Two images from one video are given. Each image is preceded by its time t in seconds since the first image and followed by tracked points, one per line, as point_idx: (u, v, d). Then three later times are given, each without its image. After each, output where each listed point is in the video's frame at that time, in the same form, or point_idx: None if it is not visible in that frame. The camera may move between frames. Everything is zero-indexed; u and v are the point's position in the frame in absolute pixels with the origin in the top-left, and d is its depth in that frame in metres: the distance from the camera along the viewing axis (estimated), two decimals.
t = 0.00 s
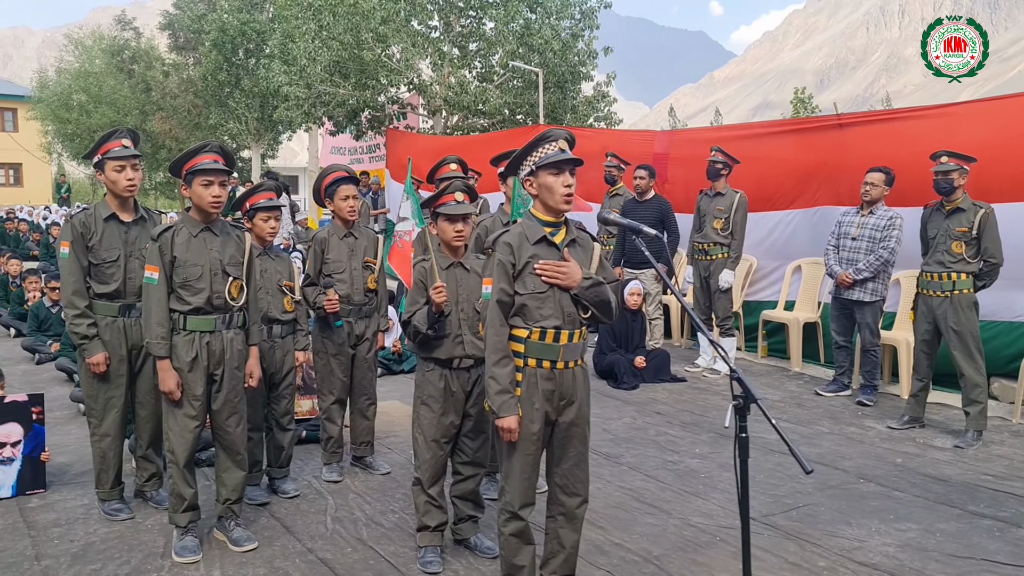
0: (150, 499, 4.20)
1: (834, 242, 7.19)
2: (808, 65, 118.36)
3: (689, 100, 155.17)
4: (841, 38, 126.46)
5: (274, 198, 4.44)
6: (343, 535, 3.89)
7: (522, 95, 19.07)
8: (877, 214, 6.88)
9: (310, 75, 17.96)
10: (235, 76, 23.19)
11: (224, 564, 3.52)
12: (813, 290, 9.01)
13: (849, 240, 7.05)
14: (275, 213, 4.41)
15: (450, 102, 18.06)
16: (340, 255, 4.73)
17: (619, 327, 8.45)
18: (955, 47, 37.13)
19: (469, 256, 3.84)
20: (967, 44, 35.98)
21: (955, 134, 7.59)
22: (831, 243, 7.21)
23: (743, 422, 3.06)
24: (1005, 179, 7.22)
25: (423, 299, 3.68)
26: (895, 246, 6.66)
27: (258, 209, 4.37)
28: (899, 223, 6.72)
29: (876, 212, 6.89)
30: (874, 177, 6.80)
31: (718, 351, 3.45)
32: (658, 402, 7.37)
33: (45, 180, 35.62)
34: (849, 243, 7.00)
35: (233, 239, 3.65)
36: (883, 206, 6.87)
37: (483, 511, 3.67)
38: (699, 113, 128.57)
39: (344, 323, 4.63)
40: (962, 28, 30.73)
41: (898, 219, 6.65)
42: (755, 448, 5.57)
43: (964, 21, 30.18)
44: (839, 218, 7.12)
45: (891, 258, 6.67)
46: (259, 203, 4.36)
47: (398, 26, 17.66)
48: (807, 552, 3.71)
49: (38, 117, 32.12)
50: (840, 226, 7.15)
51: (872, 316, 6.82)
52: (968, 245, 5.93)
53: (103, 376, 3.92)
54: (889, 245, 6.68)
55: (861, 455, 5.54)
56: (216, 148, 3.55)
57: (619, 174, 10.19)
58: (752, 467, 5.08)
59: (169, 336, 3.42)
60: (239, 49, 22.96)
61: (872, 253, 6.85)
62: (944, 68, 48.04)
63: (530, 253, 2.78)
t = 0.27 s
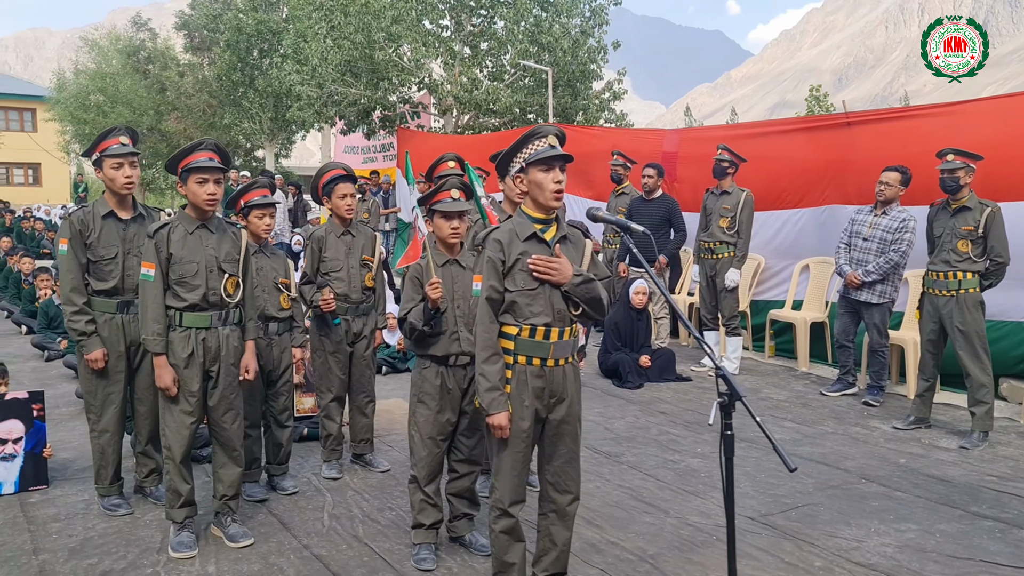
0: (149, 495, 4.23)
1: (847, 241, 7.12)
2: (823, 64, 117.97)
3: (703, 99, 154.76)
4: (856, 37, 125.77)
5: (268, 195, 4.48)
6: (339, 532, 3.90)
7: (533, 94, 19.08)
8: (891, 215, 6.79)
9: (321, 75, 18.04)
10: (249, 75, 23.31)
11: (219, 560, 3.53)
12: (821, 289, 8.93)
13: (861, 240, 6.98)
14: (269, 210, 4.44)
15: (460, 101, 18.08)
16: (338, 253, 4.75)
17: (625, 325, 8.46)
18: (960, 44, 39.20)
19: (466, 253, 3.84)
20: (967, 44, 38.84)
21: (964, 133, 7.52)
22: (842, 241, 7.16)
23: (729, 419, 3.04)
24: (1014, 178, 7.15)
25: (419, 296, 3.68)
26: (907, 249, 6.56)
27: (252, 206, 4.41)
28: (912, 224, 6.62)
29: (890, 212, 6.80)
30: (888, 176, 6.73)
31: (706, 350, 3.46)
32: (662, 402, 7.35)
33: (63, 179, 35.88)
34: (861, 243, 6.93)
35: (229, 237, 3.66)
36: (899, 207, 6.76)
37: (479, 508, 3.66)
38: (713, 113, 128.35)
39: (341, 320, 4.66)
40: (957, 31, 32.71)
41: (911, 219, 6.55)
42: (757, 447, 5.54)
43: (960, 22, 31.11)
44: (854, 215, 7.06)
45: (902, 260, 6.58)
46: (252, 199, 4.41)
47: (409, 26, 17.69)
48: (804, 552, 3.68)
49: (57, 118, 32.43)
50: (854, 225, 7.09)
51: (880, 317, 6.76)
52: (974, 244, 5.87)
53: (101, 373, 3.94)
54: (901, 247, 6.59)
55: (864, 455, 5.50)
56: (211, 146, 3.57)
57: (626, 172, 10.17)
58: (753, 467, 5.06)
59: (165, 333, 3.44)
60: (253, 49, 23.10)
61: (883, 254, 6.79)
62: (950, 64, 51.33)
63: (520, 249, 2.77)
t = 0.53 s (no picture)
0: (149, 494, 4.25)
1: (852, 243, 7.08)
2: (838, 65, 117.27)
3: (718, 100, 154.29)
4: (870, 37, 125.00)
5: (266, 195, 4.54)
6: (335, 533, 3.91)
7: (542, 94, 19.07)
8: (897, 217, 6.74)
9: (332, 76, 18.12)
10: (262, 76, 23.39)
11: (214, 559, 3.55)
12: (828, 291, 8.86)
13: (866, 242, 6.94)
14: (265, 211, 4.49)
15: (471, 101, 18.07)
16: (335, 255, 4.78)
17: (630, 329, 8.42)
18: (958, 45, 39.32)
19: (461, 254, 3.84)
20: (967, 43, 38.37)
21: (974, 133, 7.45)
22: (849, 243, 7.11)
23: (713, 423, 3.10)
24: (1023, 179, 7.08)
25: (413, 298, 3.71)
26: (913, 252, 6.52)
27: (249, 207, 4.46)
28: (919, 227, 6.58)
29: (896, 215, 6.75)
30: (895, 177, 6.68)
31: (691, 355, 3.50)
32: (666, 404, 7.32)
33: (81, 179, 36.06)
34: (866, 245, 6.89)
35: (225, 238, 3.68)
36: (905, 209, 6.71)
37: (474, 511, 3.66)
38: (726, 113, 127.93)
39: (339, 321, 4.68)
40: (963, 28, 32.62)
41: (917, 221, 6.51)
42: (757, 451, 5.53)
43: (964, 22, 31.15)
44: (860, 217, 7.01)
45: (908, 263, 6.54)
46: (249, 201, 4.45)
47: (420, 27, 17.71)
48: (799, 555, 3.67)
49: (73, 118, 32.65)
50: (860, 226, 7.04)
51: (885, 320, 6.72)
52: (978, 247, 5.83)
53: (99, 372, 3.97)
54: (907, 250, 6.54)
55: (866, 459, 5.47)
56: (209, 150, 3.58)
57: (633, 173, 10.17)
58: (753, 469, 5.03)
59: (161, 333, 3.47)
60: (266, 50, 23.22)
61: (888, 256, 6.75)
62: (945, 68, 53.59)
63: (509, 250, 2.77)
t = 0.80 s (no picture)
0: (152, 493, 4.27)
1: (854, 244, 7.04)
2: (853, 65, 116.57)
3: (731, 101, 153.73)
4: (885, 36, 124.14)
5: (270, 198, 4.51)
6: (335, 533, 3.93)
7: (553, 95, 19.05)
8: (898, 217, 6.72)
9: (344, 77, 18.22)
10: (275, 76, 23.47)
11: (214, 559, 3.57)
12: (836, 293, 8.80)
13: (869, 244, 6.90)
14: (269, 211, 4.51)
15: (481, 102, 18.07)
16: (337, 256, 4.81)
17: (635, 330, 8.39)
18: (959, 43, 39.04)
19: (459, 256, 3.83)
20: (969, 43, 38.39)
21: (984, 133, 7.39)
22: (851, 245, 7.08)
23: (702, 426, 3.10)
24: None
25: (412, 301, 3.73)
26: (915, 252, 6.49)
27: (253, 209, 4.48)
28: (920, 226, 6.55)
29: (897, 215, 6.72)
30: (894, 178, 6.67)
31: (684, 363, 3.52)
32: (671, 405, 7.30)
33: (97, 180, 36.27)
34: (869, 246, 6.85)
35: (225, 239, 3.70)
36: (905, 209, 6.69)
37: (473, 512, 3.66)
38: (739, 114, 127.42)
39: (340, 323, 4.71)
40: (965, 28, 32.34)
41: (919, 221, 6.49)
42: (761, 453, 5.51)
43: (969, 23, 31.28)
44: (859, 219, 6.97)
45: (911, 263, 6.50)
46: (254, 202, 4.46)
47: (431, 28, 17.74)
48: (799, 559, 3.66)
49: (90, 119, 32.90)
50: (860, 229, 7.01)
51: (891, 321, 6.67)
52: (986, 248, 5.78)
53: (103, 372, 4.00)
54: (909, 250, 6.51)
55: (871, 462, 5.43)
56: (210, 151, 3.64)
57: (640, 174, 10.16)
58: (757, 472, 5.02)
59: (161, 334, 3.50)
60: (280, 51, 23.32)
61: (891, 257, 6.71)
62: (948, 67, 52.38)
63: (504, 251, 2.77)
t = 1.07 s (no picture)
0: (158, 494, 4.30)
1: (851, 247, 7.02)
2: (867, 65, 115.77)
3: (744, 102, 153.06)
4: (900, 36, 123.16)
5: (279, 201, 4.55)
6: (338, 534, 3.95)
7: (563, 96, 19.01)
8: (895, 218, 6.71)
9: (355, 78, 18.28)
10: (288, 78, 23.56)
11: (218, 559, 3.60)
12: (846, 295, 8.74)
13: (866, 246, 6.88)
14: (278, 214, 4.51)
15: (491, 103, 18.04)
16: (343, 258, 4.83)
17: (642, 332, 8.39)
18: (960, 45, 34.61)
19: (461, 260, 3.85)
20: (968, 44, 34.31)
21: (995, 135, 7.35)
22: (848, 248, 7.04)
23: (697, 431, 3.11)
24: None
25: (411, 303, 3.72)
26: (914, 251, 6.47)
27: (262, 212, 4.48)
28: (917, 226, 6.54)
29: (893, 215, 6.72)
30: (887, 179, 6.68)
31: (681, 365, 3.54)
32: (678, 408, 7.28)
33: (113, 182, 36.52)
34: (867, 248, 6.83)
35: (227, 240, 3.73)
36: (901, 210, 6.69)
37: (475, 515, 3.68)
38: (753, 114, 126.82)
39: (345, 325, 4.73)
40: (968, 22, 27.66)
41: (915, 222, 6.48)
42: (767, 457, 5.48)
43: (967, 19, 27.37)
44: (856, 222, 6.96)
45: (910, 263, 6.48)
46: (262, 205, 4.47)
47: (442, 29, 17.76)
48: (801, 563, 3.65)
49: (105, 120, 33.11)
50: (858, 231, 6.99)
51: (893, 322, 6.63)
52: (994, 251, 5.74)
53: (110, 374, 4.03)
54: (908, 249, 6.50)
55: (878, 466, 5.40)
56: (213, 154, 3.69)
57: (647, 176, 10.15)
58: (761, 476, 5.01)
59: (164, 336, 3.54)
60: (293, 52, 23.40)
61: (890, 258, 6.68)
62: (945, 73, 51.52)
63: (502, 257, 2.78)
